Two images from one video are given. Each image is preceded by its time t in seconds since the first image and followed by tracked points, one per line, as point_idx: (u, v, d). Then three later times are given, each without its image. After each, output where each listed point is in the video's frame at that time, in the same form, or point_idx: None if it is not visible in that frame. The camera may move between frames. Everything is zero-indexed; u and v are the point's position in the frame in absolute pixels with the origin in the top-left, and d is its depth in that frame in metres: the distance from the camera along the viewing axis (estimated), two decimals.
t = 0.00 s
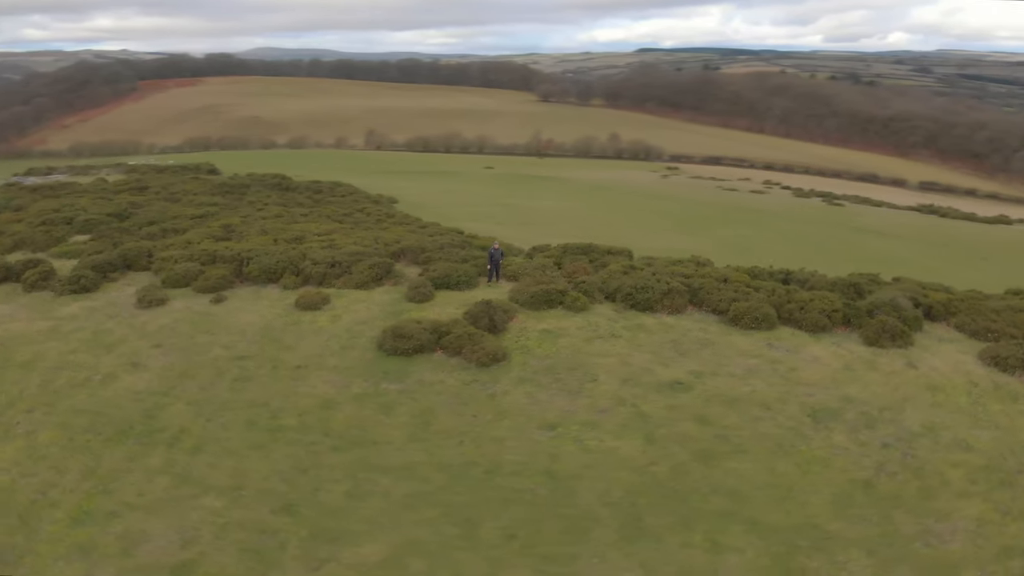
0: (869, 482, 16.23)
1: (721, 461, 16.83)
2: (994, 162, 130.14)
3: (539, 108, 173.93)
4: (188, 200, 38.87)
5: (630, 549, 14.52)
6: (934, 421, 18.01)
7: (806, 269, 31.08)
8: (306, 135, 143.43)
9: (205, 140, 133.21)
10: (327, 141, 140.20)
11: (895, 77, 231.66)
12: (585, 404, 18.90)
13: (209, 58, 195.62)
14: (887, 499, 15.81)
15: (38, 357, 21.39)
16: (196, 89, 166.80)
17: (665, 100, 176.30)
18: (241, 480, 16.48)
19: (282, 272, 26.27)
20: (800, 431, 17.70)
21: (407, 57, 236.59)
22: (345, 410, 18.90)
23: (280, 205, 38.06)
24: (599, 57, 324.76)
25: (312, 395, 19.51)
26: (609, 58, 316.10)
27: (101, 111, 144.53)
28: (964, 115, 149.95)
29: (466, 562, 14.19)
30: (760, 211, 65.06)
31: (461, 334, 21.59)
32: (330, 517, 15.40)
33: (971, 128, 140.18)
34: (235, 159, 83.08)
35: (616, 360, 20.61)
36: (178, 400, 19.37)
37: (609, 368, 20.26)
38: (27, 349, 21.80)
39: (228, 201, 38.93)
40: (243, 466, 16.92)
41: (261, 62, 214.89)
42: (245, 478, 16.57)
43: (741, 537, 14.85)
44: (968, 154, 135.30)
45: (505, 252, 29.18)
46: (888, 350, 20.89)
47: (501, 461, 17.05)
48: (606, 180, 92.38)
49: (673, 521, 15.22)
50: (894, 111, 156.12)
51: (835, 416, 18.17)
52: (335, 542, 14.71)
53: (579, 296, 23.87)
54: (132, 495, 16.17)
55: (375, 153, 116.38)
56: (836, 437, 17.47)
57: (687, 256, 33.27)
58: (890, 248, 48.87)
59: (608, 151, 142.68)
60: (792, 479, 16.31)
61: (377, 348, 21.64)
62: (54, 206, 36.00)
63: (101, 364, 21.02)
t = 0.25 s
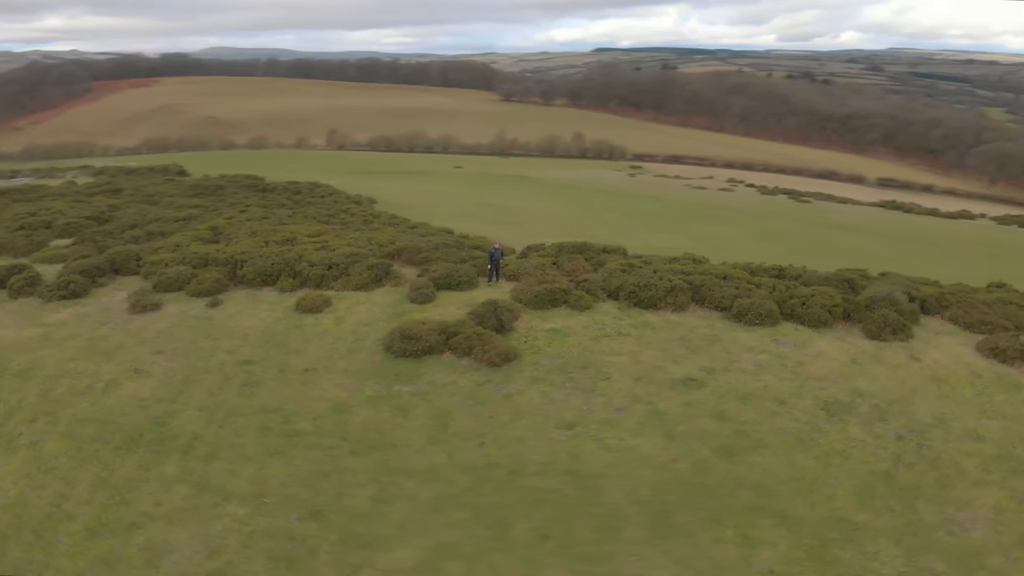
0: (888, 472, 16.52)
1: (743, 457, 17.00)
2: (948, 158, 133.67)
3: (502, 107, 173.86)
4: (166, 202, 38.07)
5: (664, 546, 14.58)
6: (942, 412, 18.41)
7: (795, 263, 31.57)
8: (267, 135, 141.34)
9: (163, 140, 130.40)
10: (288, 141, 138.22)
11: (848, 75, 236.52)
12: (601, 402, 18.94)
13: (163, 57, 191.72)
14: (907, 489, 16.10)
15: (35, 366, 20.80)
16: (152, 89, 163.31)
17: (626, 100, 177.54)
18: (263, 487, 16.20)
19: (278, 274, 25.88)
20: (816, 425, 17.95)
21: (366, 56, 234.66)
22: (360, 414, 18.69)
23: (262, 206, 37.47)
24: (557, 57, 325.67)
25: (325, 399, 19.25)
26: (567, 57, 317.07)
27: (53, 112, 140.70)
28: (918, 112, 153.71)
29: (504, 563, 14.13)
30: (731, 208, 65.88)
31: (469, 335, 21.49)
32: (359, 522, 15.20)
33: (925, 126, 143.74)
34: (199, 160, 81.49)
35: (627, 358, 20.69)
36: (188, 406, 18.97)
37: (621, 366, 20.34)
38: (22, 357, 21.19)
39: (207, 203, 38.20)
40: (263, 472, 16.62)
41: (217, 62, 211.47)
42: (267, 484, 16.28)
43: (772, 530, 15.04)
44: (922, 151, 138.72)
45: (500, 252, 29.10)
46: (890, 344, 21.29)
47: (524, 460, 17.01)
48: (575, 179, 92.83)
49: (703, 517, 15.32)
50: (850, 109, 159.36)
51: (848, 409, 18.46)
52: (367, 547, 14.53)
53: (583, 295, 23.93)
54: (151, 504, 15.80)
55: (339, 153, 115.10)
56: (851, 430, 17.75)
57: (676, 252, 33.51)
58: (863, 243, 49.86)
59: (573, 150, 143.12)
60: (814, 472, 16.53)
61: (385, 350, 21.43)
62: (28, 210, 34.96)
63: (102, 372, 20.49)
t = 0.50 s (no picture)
0: (903, 465, 16.79)
1: (760, 452, 17.16)
2: (909, 156, 136.44)
3: (470, 107, 173.54)
4: (148, 204, 37.34)
5: (694, 543, 14.65)
6: (950, 404, 18.76)
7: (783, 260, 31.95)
8: (233, 135, 139.34)
9: (126, 141, 127.80)
10: (254, 142, 136.28)
11: (809, 74, 240.08)
12: (615, 401, 18.98)
13: (123, 57, 188.08)
14: (923, 481, 16.38)
15: (32, 374, 20.27)
16: (113, 89, 160.11)
17: (593, 100, 178.34)
18: (282, 493, 15.97)
19: (275, 277, 25.52)
20: (829, 420, 18.18)
21: (330, 56, 232.59)
22: (374, 416, 18.49)
23: (247, 208, 36.94)
24: (521, 57, 325.96)
25: (336, 402, 19.04)
26: (531, 57, 317.36)
27: (11, 113, 137.21)
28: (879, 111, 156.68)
29: (536, 564, 14.08)
30: (706, 207, 66.50)
31: (478, 335, 21.41)
32: (386, 526, 15.05)
33: (887, 124, 146.57)
34: (167, 162, 80.01)
35: (636, 357, 20.76)
36: (197, 412, 18.63)
37: (632, 364, 20.39)
38: (18, 365, 20.64)
39: (190, 205, 37.55)
40: (282, 479, 16.38)
41: (178, 62, 208.00)
42: (286, 490, 16.05)
43: (796, 525, 15.20)
44: (884, 149, 141.44)
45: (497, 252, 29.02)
46: (892, 339, 21.62)
47: (545, 460, 16.97)
48: (548, 179, 92.93)
49: (728, 513, 15.43)
50: (813, 108, 161.92)
51: (858, 404, 18.74)
52: (397, 552, 14.39)
53: (586, 294, 23.96)
54: (170, 512, 15.48)
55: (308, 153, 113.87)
56: (864, 425, 18.02)
57: (666, 250, 33.72)
58: (839, 240, 50.64)
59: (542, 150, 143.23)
60: (832, 466, 16.74)
61: (393, 352, 21.24)
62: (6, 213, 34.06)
63: (103, 379, 20.03)
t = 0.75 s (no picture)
0: (918, 456, 17.15)
1: (780, 447, 17.36)
2: (866, 154, 139.42)
3: (432, 108, 172.75)
4: (126, 207, 36.46)
5: (727, 540, 14.74)
6: (958, 395, 19.17)
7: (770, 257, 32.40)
8: (192, 136, 136.66)
9: (81, 143, 124.56)
10: (214, 143, 133.61)
11: (765, 74, 243.78)
12: (630, 399, 19.04)
13: (75, 58, 183.46)
14: (940, 471, 16.71)
15: (31, 384, 19.67)
16: (65, 91, 155.95)
17: (555, 100, 178.91)
18: (307, 499, 15.71)
19: (272, 280, 25.13)
20: (843, 414, 18.45)
21: (288, 56, 229.62)
22: (391, 420, 18.30)
23: (229, 211, 36.26)
24: (480, 57, 325.43)
25: (351, 406, 18.80)
26: (490, 57, 316.96)
27: None
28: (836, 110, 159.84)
29: (572, 564, 14.04)
30: (677, 205, 67.07)
31: (487, 336, 21.32)
32: (418, 531, 14.90)
33: (844, 123, 149.63)
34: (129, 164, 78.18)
35: (646, 355, 20.86)
36: (208, 418, 18.26)
37: (643, 363, 20.48)
38: (15, 375, 20.03)
39: (170, 208, 36.77)
40: (305, 485, 16.11)
41: (131, 62, 203.60)
42: (311, 496, 15.81)
43: (823, 518, 15.40)
44: (842, 147, 144.29)
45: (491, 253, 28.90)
46: (893, 333, 22.03)
47: (568, 460, 16.96)
48: (516, 179, 92.90)
49: (756, 508, 15.59)
50: (772, 108, 164.58)
51: (867, 397, 19.07)
52: (433, 556, 14.25)
53: (589, 293, 24.00)
54: (193, 521, 15.15)
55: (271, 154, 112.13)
56: (876, 417, 18.36)
57: (654, 246, 33.89)
58: (812, 236, 51.48)
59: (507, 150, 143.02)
60: (851, 459, 17.00)
61: (402, 355, 21.03)
62: None
63: (106, 387, 19.50)
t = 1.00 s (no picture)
0: (930, 447, 17.46)
1: (795, 442, 17.56)
2: (830, 152, 141.67)
3: (399, 108, 171.69)
4: (107, 210, 35.69)
5: (754, 535, 14.87)
6: (961, 387, 19.56)
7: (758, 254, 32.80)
8: (154, 137, 134.03)
9: (39, 145, 121.39)
10: (178, 144, 131.07)
11: (727, 74, 246.58)
12: (644, 397, 19.11)
13: (30, 59, 178.90)
14: (952, 462, 17.03)
15: (31, 393, 19.15)
16: (21, 92, 151.94)
17: (523, 100, 178.99)
18: (329, 504, 15.51)
19: (271, 283, 24.78)
20: (852, 408, 18.71)
21: (250, 55, 226.41)
22: (406, 421, 18.15)
23: (214, 213, 35.68)
24: (444, 57, 324.21)
25: (363, 409, 18.60)
26: (454, 57, 315.92)
27: None
28: (798, 109, 162.33)
29: (604, 562, 14.07)
30: (653, 203, 67.47)
31: (495, 336, 21.26)
32: (446, 533, 14.78)
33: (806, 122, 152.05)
34: (95, 166, 76.43)
35: (654, 353, 20.97)
36: (219, 424, 17.94)
37: (652, 360, 20.58)
38: (13, 384, 19.50)
39: (153, 210, 36.08)
40: (326, 490, 15.91)
41: (89, 62, 199.23)
42: (334, 501, 15.62)
43: (844, 511, 15.61)
44: (805, 145, 146.52)
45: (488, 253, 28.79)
46: (892, 328, 22.43)
47: (588, 459, 16.96)
48: (488, 179, 92.82)
49: (779, 503, 15.75)
50: (736, 106, 166.57)
51: (875, 391, 19.36)
52: (464, 558, 14.15)
53: (591, 292, 24.05)
54: (216, 528, 14.87)
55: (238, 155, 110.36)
56: (885, 410, 18.65)
57: (644, 244, 34.05)
58: (788, 233, 52.22)
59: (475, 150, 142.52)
60: (866, 453, 17.24)
61: (410, 356, 20.88)
62: None
63: (110, 394, 19.06)
